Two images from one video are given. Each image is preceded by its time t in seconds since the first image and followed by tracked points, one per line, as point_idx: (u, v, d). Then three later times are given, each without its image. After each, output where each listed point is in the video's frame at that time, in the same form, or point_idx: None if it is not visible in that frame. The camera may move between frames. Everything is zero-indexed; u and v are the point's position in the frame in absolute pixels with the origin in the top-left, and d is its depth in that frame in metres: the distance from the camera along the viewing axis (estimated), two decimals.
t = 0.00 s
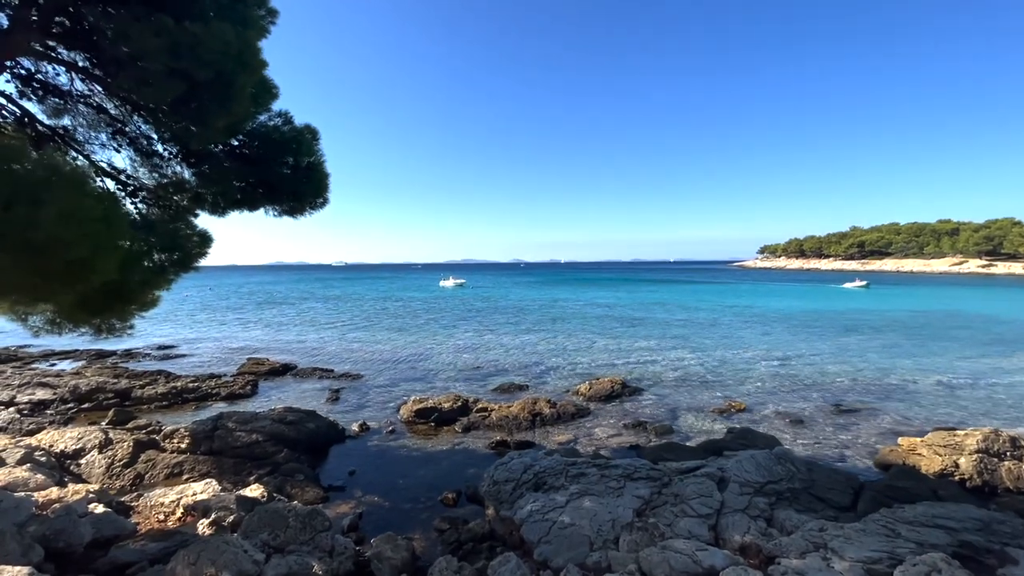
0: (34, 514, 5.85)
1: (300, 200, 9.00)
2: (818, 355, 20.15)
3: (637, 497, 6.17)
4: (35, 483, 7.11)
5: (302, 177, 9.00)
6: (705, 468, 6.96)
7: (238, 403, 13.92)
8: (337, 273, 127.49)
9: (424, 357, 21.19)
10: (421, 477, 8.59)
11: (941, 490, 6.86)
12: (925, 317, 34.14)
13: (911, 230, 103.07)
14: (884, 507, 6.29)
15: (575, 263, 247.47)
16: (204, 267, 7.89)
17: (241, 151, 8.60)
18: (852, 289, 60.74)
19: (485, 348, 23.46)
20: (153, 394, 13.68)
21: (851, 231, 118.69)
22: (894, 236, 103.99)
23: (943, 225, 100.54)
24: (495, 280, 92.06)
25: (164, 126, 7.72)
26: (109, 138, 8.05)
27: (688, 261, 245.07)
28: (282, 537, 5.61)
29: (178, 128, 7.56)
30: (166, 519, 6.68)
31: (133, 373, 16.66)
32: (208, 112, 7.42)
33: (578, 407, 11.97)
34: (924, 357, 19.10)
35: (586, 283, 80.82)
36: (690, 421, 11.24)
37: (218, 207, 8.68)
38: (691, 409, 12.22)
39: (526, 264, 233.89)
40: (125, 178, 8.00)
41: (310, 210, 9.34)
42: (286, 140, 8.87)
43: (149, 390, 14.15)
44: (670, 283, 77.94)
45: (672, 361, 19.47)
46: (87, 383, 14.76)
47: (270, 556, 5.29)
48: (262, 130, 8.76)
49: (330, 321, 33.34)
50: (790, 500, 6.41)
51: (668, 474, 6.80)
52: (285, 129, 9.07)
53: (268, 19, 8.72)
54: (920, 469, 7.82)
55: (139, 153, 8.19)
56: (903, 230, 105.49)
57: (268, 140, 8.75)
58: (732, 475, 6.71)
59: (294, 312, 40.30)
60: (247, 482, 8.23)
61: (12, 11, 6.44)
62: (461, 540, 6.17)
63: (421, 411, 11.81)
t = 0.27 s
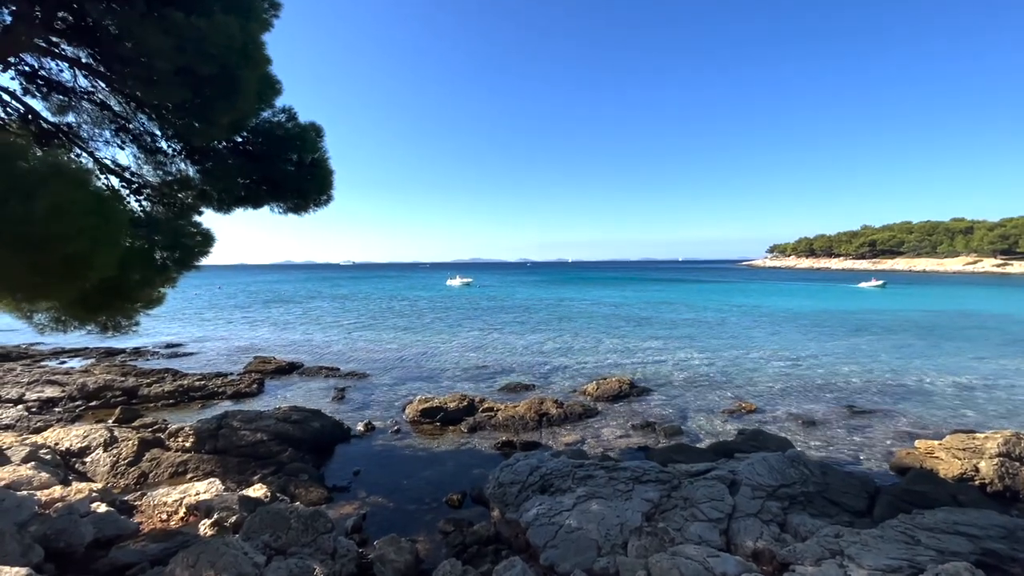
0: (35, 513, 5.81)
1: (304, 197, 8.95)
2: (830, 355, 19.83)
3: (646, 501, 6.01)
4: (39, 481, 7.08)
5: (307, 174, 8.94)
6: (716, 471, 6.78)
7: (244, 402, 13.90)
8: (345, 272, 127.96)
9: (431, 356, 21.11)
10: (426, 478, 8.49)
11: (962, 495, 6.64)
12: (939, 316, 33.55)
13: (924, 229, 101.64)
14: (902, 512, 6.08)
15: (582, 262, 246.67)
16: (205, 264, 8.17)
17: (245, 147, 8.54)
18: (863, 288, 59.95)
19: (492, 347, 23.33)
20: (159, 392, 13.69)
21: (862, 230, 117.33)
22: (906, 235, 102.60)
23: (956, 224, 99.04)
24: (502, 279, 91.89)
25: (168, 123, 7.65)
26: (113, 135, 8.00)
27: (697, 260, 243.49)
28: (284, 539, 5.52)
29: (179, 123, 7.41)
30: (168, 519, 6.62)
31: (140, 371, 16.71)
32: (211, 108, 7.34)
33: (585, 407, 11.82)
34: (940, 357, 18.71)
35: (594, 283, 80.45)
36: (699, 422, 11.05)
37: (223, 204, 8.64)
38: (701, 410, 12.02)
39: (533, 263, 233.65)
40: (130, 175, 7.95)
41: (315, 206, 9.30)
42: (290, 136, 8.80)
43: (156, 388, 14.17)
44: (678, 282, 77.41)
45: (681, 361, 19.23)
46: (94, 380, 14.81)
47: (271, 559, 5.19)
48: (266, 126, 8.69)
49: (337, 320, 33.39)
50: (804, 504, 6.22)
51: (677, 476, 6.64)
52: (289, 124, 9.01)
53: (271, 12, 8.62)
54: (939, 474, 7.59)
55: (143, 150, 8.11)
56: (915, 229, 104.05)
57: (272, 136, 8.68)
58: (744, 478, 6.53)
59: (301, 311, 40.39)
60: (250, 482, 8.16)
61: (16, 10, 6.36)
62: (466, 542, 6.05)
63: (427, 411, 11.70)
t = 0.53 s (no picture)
0: (40, 514, 5.79)
1: (310, 198, 8.92)
2: (844, 358, 19.46)
3: (656, 508, 5.86)
4: (46, 483, 7.07)
5: (312, 175, 8.88)
6: (728, 478, 6.60)
7: (252, 403, 13.91)
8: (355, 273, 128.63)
9: (439, 357, 21.05)
10: (432, 482, 8.39)
11: (985, 505, 6.40)
12: (957, 319, 32.86)
13: (940, 229, 99.93)
14: (923, 523, 5.87)
15: (591, 263, 245.82)
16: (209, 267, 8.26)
17: (251, 148, 8.50)
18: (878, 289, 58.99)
19: (500, 349, 23.21)
20: (168, 393, 13.74)
21: (876, 230, 115.65)
22: (921, 236, 100.94)
23: (974, 224, 97.25)
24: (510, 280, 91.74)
25: (174, 123, 7.63)
26: (121, 136, 7.98)
27: (707, 261, 241.59)
28: (287, 544, 5.44)
29: (189, 126, 7.55)
30: (172, 522, 6.57)
31: (151, 371, 16.82)
32: (221, 107, 7.29)
33: (594, 410, 11.66)
34: (959, 361, 18.27)
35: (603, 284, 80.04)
36: (710, 426, 10.84)
37: (228, 204, 8.60)
38: (712, 414, 11.80)
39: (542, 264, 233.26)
40: (137, 176, 7.93)
41: (320, 207, 9.25)
42: (296, 136, 8.73)
43: (165, 388, 14.22)
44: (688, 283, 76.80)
45: (691, 363, 18.99)
46: (105, 380, 14.90)
47: (273, 564, 5.11)
48: (272, 126, 8.65)
49: (346, 321, 33.46)
50: (820, 513, 6.03)
51: (689, 483, 6.47)
52: (295, 125, 8.97)
53: (276, 10, 8.58)
54: (960, 482, 7.33)
55: (150, 151, 8.08)
56: (931, 229, 102.34)
57: (278, 137, 8.63)
58: (757, 485, 6.35)
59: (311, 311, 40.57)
60: (256, 484, 8.11)
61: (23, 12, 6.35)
62: (471, 549, 5.94)
63: (434, 413, 11.61)
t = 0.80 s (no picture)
0: (50, 515, 5.80)
1: (318, 201, 8.96)
2: (861, 362, 19.08)
3: (668, 516, 5.72)
4: (57, 483, 7.11)
5: (321, 178, 8.90)
6: (742, 485, 6.44)
7: (262, 404, 13.96)
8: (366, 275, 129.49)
9: (448, 359, 21.01)
10: (440, 486, 8.31)
11: (1012, 516, 6.16)
12: (978, 322, 32.11)
13: (959, 231, 97.99)
14: (947, 536, 5.66)
15: (602, 265, 244.85)
16: (219, 270, 8.30)
17: (259, 151, 8.54)
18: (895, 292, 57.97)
19: (510, 351, 23.12)
20: (180, 394, 13.84)
21: (893, 232, 113.78)
22: (940, 238, 99.06)
23: (994, 225, 95.21)
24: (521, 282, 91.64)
25: (183, 127, 7.66)
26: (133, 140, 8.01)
27: (719, 263, 239.46)
28: (293, 548, 5.40)
29: (197, 127, 7.52)
30: (181, 523, 6.57)
31: (164, 372, 16.97)
32: (226, 110, 7.33)
33: (604, 415, 11.52)
34: (981, 366, 17.81)
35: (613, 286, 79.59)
36: (723, 432, 10.64)
37: (237, 208, 8.66)
38: (725, 419, 11.59)
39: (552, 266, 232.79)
40: (148, 179, 7.97)
41: (329, 211, 9.27)
42: (305, 139, 8.76)
43: (177, 390, 14.33)
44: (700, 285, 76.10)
45: (704, 367, 18.73)
46: (119, 381, 15.07)
47: (279, 570, 5.06)
48: (281, 129, 8.68)
49: (357, 323, 33.59)
50: (838, 524, 5.85)
51: (701, 491, 6.31)
52: (303, 127, 9.00)
53: (285, 15, 8.65)
54: (985, 492, 7.07)
55: (162, 154, 8.12)
56: (950, 231, 100.40)
57: (287, 140, 8.66)
58: (772, 493, 6.17)
59: (322, 313, 40.82)
60: (264, 486, 8.10)
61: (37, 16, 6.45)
62: (479, 556, 5.85)
63: (443, 416, 11.55)
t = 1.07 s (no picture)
0: (66, 514, 5.85)
1: (330, 203, 8.96)
2: (881, 367, 18.66)
3: (683, 524, 5.60)
4: (74, 482, 7.18)
5: (334, 181, 8.95)
6: (759, 492, 6.30)
7: (276, 406, 14.06)
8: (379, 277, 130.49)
9: (460, 362, 21.01)
10: (451, 489, 8.26)
11: None
12: (1002, 327, 31.31)
13: (982, 233, 95.76)
14: (974, 548, 5.46)
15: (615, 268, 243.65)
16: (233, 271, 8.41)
17: (273, 154, 8.60)
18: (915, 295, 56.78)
19: (521, 354, 23.05)
20: (195, 395, 13.99)
21: (913, 234, 111.61)
22: (962, 240, 96.90)
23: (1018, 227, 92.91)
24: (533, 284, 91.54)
25: (199, 131, 7.73)
26: (149, 145, 8.08)
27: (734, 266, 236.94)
28: (303, 551, 5.38)
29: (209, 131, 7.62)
30: (193, 524, 6.58)
31: (180, 373, 17.19)
32: (235, 115, 7.38)
33: (617, 419, 11.39)
34: (1006, 371, 17.30)
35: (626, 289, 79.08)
36: (739, 437, 10.45)
37: (250, 211, 8.76)
38: (741, 424, 11.39)
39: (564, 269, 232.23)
40: (164, 183, 8.05)
41: (341, 214, 9.33)
42: (318, 142, 8.81)
43: (192, 390, 14.51)
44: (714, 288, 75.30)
45: (718, 371, 18.48)
46: (136, 382, 15.30)
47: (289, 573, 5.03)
48: (294, 132, 8.74)
49: (370, 325, 33.78)
50: (859, 533, 5.69)
51: (717, 497, 6.18)
52: (316, 130, 9.07)
53: (298, 19, 8.74)
54: (1011, 501, 6.77)
55: (177, 157, 8.21)
56: (972, 233, 98.16)
57: (300, 143, 8.71)
58: (790, 501, 6.01)
59: (335, 315, 41.15)
60: (276, 488, 8.12)
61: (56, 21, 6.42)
62: (490, 562, 5.79)
63: (454, 419, 11.52)
